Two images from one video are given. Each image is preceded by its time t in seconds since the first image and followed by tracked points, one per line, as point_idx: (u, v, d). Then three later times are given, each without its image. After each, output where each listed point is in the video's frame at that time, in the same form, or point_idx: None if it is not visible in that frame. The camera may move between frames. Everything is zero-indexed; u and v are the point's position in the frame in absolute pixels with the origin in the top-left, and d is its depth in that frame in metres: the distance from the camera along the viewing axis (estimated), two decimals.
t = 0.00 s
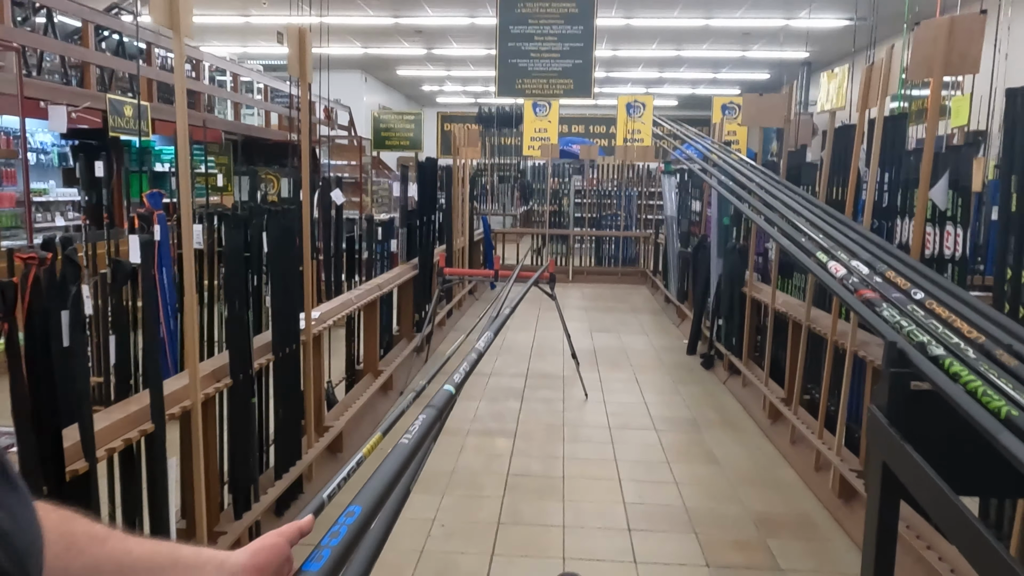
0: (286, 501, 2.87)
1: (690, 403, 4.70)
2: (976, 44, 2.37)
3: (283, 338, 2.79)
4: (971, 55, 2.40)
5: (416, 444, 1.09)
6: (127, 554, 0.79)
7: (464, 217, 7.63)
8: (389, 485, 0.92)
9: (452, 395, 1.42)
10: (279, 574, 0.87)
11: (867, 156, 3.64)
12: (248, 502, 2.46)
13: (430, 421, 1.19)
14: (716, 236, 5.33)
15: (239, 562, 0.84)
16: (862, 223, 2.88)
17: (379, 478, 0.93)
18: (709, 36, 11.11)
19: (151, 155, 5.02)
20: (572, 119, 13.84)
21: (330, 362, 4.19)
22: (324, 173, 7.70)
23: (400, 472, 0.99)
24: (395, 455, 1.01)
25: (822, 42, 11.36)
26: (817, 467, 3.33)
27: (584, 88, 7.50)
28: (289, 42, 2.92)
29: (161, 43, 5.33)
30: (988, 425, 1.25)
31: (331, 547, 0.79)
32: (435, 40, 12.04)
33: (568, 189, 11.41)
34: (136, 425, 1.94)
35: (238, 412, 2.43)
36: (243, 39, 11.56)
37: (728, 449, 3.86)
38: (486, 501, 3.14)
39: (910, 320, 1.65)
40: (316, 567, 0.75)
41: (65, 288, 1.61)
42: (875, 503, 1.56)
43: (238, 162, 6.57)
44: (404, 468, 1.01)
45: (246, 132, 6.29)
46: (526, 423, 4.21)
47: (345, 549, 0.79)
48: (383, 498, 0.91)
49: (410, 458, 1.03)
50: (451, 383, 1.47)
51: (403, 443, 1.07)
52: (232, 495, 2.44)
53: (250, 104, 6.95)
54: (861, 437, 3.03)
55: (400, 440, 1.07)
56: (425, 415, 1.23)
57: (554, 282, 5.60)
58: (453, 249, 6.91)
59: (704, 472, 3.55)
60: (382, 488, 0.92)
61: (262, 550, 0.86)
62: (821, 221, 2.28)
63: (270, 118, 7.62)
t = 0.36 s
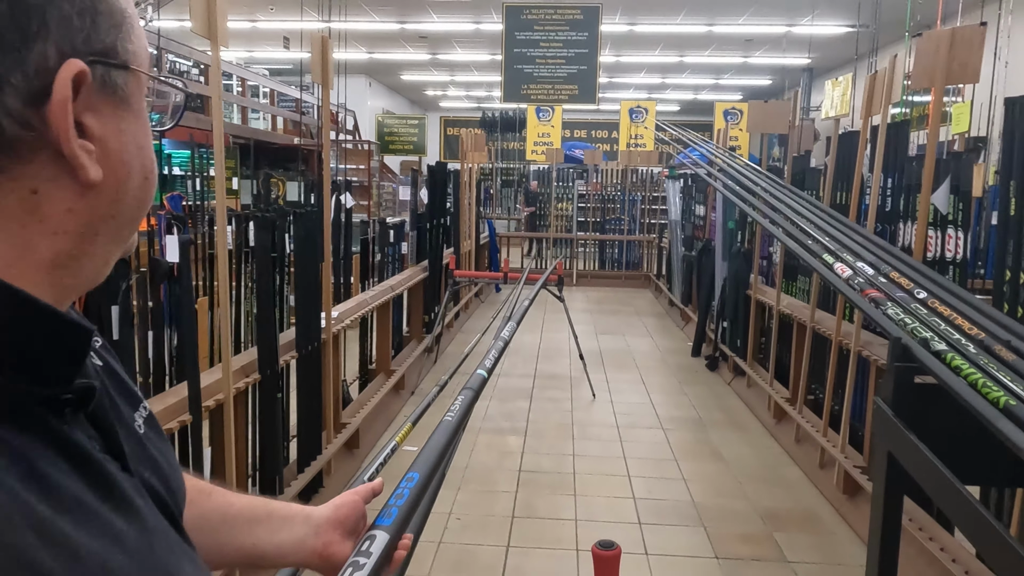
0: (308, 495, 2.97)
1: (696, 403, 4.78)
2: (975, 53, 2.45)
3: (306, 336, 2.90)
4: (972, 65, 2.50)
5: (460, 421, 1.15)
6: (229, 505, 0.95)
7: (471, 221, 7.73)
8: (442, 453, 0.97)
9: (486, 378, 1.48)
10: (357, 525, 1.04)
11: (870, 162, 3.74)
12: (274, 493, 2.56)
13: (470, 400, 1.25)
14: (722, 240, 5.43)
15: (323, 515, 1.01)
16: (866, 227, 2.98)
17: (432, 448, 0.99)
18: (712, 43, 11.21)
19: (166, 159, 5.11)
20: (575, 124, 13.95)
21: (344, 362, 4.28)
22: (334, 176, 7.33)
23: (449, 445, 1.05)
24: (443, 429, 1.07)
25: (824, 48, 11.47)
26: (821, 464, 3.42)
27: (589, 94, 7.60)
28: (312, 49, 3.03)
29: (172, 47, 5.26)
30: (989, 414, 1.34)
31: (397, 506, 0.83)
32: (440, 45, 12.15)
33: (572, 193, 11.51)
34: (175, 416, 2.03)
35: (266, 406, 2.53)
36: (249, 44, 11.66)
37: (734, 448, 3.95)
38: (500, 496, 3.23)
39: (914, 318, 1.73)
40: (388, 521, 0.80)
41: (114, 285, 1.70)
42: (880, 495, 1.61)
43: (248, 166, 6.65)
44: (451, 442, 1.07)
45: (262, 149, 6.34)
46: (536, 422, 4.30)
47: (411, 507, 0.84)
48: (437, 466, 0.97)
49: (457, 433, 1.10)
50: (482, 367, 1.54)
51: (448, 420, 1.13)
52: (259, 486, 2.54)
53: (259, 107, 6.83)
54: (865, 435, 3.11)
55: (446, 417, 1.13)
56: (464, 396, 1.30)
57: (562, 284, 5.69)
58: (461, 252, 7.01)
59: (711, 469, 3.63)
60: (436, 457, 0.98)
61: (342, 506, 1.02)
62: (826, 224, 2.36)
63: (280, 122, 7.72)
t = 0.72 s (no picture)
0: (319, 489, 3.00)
1: (700, 404, 4.81)
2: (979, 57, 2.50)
3: (317, 332, 2.94)
4: (976, 68, 2.52)
5: (485, 390, 1.17)
6: (280, 471, 1.02)
7: (474, 223, 7.76)
8: (472, 421, 1.00)
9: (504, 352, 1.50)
10: (398, 490, 1.11)
11: (874, 164, 3.78)
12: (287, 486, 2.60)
13: (493, 371, 1.27)
14: (725, 242, 5.47)
15: (367, 482, 1.08)
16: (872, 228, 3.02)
17: (461, 415, 1.02)
18: (715, 48, 11.26)
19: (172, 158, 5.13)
20: (577, 128, 13.99)
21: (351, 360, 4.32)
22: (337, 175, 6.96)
23: (477, 413, 1.08)
24: (470, 398, 1.10)
25: (825, 54, 11.53)
26: (825, 463, 3.45)
27: (592, 97, 7.64)
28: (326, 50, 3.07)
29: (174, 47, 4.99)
30: (997, 405, 1.36)
31: (431, 469, 0.87)
32: (443, 49, 12.20)
33: (574, 197, 11.55)
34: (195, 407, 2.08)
35: (279, 400, 2.58)
36: (253, 47, 11.70)
37: (738, 447, 3.98)
38: (507, 493, 3.26)
39: (922, 314, 1.75)
40: (424, 483, 0.84)
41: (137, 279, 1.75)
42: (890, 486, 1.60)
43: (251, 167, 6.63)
44: (478, 410, 1.09)
45: (274, 158, 6.23)
46: (542, 421, 4.33)
47: (445, 470, 0.88)
48: (467, 433, 1.00)
49: (483, 402, 1.12)
50: (502, 341, 1.57)
51: (474, 389, 1.15)
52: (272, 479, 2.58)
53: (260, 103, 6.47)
54: (869, 434, 3.15)
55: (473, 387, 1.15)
56: (486, 367, 1.32)
57: (566, 285, 5.73)
58: (464, 254, 7.04)
59: (716, 467, 3.67)
60: (466, 423, 1.00)
61: (383, 473, 1.09)
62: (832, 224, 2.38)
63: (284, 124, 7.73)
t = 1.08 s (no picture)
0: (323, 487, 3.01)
1: (702, 405, 4.82)
2: (983, 58, 2.52)
3: (323, 330, 2.95)
4: (980, 70, 2.55)
5: (494, 370, 1.16)
6: (297, 449, 1.03)
7: (476, 225, 7.75)
8: (483, 402, 1.00)
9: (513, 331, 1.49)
10: (413, 470, 1.13)
11: (876, 166, 3.80)
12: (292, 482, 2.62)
13: (501, 352, 1.26)
14: (727, 244, 5.50)
15: (383, 461, 1.10)
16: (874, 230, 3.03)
17: (472, 397, 1.02)
18: (715, 52, 11.29)
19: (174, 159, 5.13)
20: (578, 132, 14.01)
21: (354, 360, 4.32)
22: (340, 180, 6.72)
23: (488, 394, 1.07)
24: (481, 380, 1.09)
25: (826, 59, 11.56)
26: (827, 463, 3.46)
27: (593, 101, 7.65)
28: (332, 50, 3.08)
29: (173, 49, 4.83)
30: (1005, 400, 1.33)
31: (446, 449, 0.88)
32: (444, 52, 12.21)
33: (575, 200, 11.57)
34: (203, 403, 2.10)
35: (283, 397, 2.61)
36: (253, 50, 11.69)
37: (739, 447, 3.99)
38: (511, 492, 3.27)
39: (928, 312, 1.72)
40: (439, 464, 0.85)
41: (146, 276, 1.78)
42: (894, 483, 1.57)
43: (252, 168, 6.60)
44: (489, 391, 1.09)
45: (275, 161, 6.22)
46: (544, 422, 4.33)
47: (458, 452, 0.88)
48: (479, 414, 0.99)
49: (493, 383, 1.12)
50: (509, 321, 1.57)
51: (484, 370, 1.15)
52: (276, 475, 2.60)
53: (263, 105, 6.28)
54: (872, 435, 3.15)
55: (482, 368, 1.15)
56: (495, 348, 1.31)
57: (568, 286, 5.74)
58: (466, 255, 7.05)
59: (718, 467, 3.67)
60: (478, 405, 1.00)
61: (398, 452, 1.11)
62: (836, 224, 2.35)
63: (286, 126, 7.74)
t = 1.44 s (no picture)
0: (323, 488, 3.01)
1: (701, 408, 4.83)
2: (984, 62, 2.52)
3: (324, 331, 2.96)
4: (981, 74, 2.55)
5: (495, 361, 1.15)
6: (296, 442, 1.03)
7: (475, 228, 7.75)
8: (483, 394, 0.99)
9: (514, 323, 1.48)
10: (412, 463, 1.13)
11: (876, 170, 3.81)
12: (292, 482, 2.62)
13: (502, 344, 1.25)
14: (727, 248, 5.50)
15: (383, 453, 1.10)
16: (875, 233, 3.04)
17: (473, 388, 1.01)
18: (715, 56, 11.31)
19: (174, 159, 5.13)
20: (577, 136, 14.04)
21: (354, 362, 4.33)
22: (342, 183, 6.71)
23: (490, 386, 1.06)
24: (482, 371, 1.08)
25: (825, 64, 11.59)
26: (827, 467, 3.46)
27: (593, 104, 7.66)
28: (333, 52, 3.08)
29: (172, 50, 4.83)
30: (1006, 401, 1.31)
31: (446, 443, 0.86)
32: (444, 56, 12.22)
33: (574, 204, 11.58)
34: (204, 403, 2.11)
35: (284, 397, 2.62)
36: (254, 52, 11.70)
37: (739, 450, 3.99)
38: (511, 494, 3.27)
39: (928, 314, 1.68)
40: (439, 457, 0.83)
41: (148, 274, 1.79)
42: (895, 485, 1.56)
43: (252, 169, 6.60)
44: (490, 382, 1.08)
45: (275, 163, 6.23)
46: (544, 424, 4.33)
47: (459, 445, 0.87)
48: (480, 406, 0.98)
49: (494, 374, 1.11)
50: (510, 313, 1.57)
51: (485, 361, 1.14)
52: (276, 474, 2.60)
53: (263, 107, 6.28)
54: (871, 438, 3.15)
55: (482, 360, 1.13)
56: (497, 340, 1.30)
57: (567, 289, 5.74)
58: (465, 258, 7.05)
59: (717, 470, 3.68)
60: (478, 397, 0.99)
61: (398, 445, 1.11)
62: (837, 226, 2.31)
63: (286, 128, 7.76)
